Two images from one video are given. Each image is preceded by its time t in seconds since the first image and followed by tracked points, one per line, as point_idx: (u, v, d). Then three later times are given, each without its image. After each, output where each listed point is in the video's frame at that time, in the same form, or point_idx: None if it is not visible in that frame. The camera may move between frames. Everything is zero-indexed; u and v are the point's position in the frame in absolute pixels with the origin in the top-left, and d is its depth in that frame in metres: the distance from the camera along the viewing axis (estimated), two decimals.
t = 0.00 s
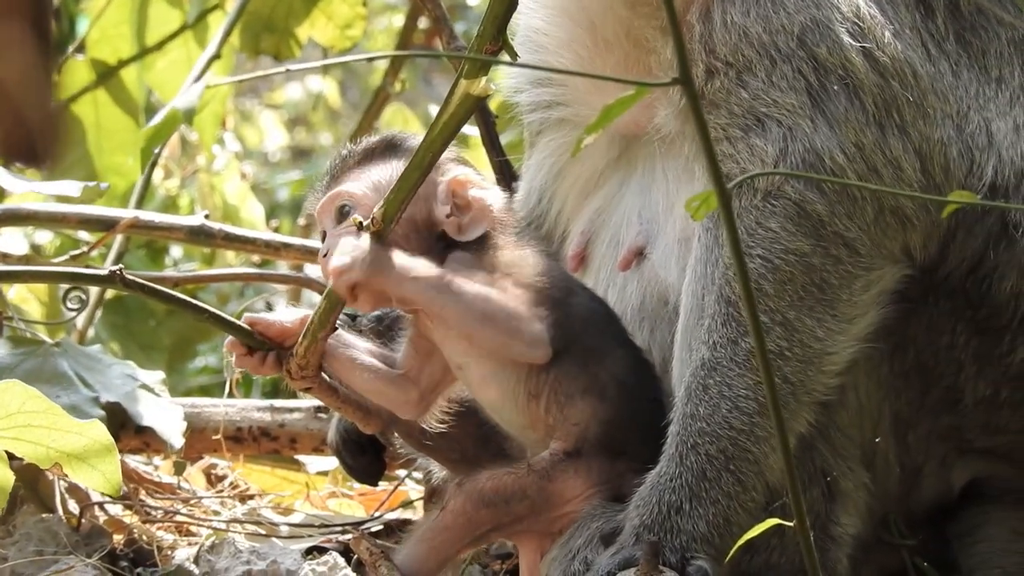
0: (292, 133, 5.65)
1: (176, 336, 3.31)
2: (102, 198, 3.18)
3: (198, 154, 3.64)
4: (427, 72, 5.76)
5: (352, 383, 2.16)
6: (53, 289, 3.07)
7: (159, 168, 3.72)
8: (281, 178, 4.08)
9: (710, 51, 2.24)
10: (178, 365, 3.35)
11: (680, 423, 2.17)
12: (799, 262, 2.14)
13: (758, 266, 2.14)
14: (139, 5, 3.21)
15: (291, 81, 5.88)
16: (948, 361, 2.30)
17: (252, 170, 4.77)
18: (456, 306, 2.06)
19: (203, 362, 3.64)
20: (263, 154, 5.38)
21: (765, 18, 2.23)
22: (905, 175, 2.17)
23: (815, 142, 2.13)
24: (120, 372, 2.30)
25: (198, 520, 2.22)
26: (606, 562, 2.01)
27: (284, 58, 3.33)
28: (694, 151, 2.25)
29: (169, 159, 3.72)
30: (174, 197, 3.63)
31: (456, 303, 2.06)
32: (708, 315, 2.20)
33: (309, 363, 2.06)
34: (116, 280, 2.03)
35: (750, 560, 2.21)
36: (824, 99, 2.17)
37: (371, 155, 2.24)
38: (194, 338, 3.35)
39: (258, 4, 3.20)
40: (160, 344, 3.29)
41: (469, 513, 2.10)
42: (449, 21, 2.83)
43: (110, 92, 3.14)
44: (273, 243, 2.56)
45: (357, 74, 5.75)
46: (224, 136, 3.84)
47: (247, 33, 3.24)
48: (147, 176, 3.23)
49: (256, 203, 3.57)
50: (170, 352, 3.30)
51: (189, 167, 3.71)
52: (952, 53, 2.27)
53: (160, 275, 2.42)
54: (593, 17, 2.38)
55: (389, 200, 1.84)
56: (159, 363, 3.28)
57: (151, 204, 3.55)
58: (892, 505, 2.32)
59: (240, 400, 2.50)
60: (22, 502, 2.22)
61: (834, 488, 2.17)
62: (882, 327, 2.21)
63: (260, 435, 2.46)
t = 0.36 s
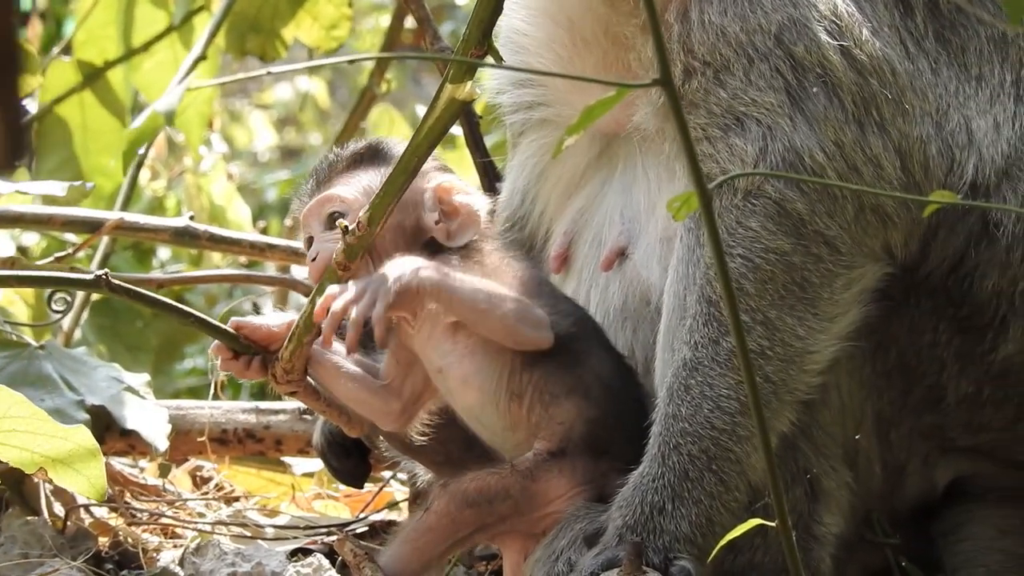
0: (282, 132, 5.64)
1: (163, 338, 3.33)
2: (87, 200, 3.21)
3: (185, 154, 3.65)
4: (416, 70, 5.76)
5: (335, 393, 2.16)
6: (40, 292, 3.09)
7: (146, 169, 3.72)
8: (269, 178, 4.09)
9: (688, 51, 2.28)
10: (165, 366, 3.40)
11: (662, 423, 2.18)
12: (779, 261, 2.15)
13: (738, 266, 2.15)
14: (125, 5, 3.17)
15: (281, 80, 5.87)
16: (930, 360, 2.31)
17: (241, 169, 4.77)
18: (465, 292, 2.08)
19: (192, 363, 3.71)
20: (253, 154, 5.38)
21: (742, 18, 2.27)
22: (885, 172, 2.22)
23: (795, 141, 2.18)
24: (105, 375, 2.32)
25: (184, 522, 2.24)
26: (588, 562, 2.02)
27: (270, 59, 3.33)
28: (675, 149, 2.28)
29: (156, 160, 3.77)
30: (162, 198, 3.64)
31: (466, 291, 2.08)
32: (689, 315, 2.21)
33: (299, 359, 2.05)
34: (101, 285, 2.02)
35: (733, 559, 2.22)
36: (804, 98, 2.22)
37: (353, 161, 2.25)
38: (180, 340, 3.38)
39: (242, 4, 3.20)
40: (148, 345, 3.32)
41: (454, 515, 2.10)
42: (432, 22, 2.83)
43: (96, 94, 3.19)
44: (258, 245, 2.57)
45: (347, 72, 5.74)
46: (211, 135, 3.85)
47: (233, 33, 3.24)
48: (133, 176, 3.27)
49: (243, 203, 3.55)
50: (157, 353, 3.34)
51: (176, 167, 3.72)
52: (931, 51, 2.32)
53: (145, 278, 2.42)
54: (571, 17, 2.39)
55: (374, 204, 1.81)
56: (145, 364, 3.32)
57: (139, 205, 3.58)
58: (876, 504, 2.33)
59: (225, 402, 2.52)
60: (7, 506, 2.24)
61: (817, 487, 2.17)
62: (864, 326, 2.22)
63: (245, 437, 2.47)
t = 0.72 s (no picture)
0: (271, 131, 5.63)
1: (153, 334, 3.31)
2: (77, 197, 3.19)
3: (174, 152, 3.65)
4: (404, 71, 5.77)
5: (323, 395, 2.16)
6: (29, 289, 3.10)
7: (135, 167, 3.72)
8: (258, 178, 4.08)
9: (677, 50, 2.29)
10: (153, 365, 3.36)
11: (653, 422, 2.18)
12: (770, 260, 2.15)
13: (729, 265, 2.14)
14: (115, 3, 3.20)
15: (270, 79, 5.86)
16: (921, 359, 2.30)
17: (231, 168, 4.75)
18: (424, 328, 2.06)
19: (180, 361, 3.71)
20: (243, 153, 5.37)
21: (731, 17, 2.27)
22: (876, 172, 2.22)
23: (785, 140, 2.18)
24: (94, 372, 2.31)
25: (173, 519, 2.23)
26: (578, 561, 2.01)
27: (259, 57, 3.33)
28: (665, 149, 2.28)
29: (145, 159, 3.77)
30: (151, 195, 3.62)
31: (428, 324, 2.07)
32: (680, 314, 2.21)
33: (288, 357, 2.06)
34: (91, 283, 2.01)
35: (723, 558, 2.21)
36: (794, 97, 2.22)
37: (340, 164, 2.26)
38: (170, 337, 3.35)
39: (232, 2, 3.21)
40: (137, 342, 3.30)
41: (444, 514, 2.11)
42: (422, 21, 2.84)
43: (86, 92, 3.17)
44: (247, 242, 2.57)
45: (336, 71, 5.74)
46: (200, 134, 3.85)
47: (222, 31, 3.25)
48: (122, 174, 3.26)
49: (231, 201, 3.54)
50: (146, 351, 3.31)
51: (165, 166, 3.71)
52: (920, 52, 2.33)
53: (134, 275, 2.41)
54: (561, 15, 2.39)
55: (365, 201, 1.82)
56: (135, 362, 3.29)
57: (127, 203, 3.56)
58: (866, 503, 2.32)
59: (215, 400, 2.52)
60: None
61: (807, 486, 2.17)
62: (854, 325, 2.22)
63: (234, 435, 2.47)
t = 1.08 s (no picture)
0: (261, 129, 5.63)
1: (139, 334, 3.33)
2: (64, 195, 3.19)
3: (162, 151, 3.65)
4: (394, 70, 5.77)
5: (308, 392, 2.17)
6: (17, 287, 3.09)
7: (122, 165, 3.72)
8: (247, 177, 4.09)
9: (665, 48, 2.30)
10: (140, 363, 3.37)
11: (640, 419, 2.18)
12: (757, 259, 2.14)
13: (716, 263, 2.14)
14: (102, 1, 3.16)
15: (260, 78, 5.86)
16: (907, 357, 2.30)
17: (220, 166, 4.75)
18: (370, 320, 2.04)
19: (169, 360, 3.67)
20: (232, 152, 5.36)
21: (718, 15, 2.27)
22: (863, 170, 2.22)
23: (773, 138, 2.18)
24: (81, 370, 2.32)
25: (160, 518, 2.24)
26: (565, 559, 2.01)
27: (246, 55, 3.33)
28: (652, 147, 2.28)
29: (133, 158, 3.73)
30: (138, 194, 3.67)
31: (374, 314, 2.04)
32: (667, 312, 2.21)
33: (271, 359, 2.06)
34: (76, 281, 2.02)
35: (709, 556, 2.21)
36: (781, 95, 2.22)
37: (319, 156, 2.26)
38: (156, 336, 3.38)
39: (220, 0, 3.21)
40: (123, 341, 3.32)
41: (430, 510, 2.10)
42: (409, 20, 2.84)
43: (73, 90, 3.11)
44: (234, 241, 2.59)
45: (326, 70, 5.73)
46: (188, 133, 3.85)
47: (210, 30, 3.25)
48: (110, 172, 3.26)
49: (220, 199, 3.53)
50: (133, 349, 3.33)
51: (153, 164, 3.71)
52: (908, 51, 2.32)
53: (122, 273, 2.42)
54: (547, 13, 2.39)
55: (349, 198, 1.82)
56: (122, 361, 3.31)
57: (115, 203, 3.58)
58: (853, 501, 2.33)
59: (202, 398, 2.52)
60: None
61: (793, 484, 2.17)
62: (841, 323, 2.22)
63: (221, 433, 2.48)
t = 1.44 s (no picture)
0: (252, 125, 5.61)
1: (129, 332, 3.31)
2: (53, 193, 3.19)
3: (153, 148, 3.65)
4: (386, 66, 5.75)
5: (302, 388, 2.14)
6: (8, 285, 3.08)
7: (112, 163, 3.72)
8: (239, 175, 4.08)
9: (657, 49, 2.29)
10: (131, 360, 3.35)
11: (630, 418, 2.18)
12: (748, 258, 2.14)
13: (708, 262, 2.13)
14: None
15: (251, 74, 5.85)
16: (897, 356, 2.30)
17: (212, 163, 4.74)
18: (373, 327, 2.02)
19: (159, 357, 3.62)
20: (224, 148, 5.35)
21: (712, 14, 2.26)
22: (855, 169, 2.22)
23: (765, 137, 2.18)
24: (71, 368, 2.32)
25: (150, 516, 2.24)
26: (554, 557, 2.02)
27: (237, 53, 3.33)
28: (645, 147, 2.28)
29: (122, 156, 3.70)
30: (128, 193, 3.65)
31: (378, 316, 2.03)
32: (658, 310, 2.20)
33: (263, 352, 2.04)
34: (68, 278, 1.99)
35: (699, 555, 2.21)
36: (773, 94, 2.22)
37: (318, 144, 2.24)
38: (147, 335, 3.35)
39: None
40: (113, 339, 3.31)
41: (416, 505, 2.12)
42: (399, 17, 2.84)
43: (63, 87, 3.13)
44: (224, 238, 2.59)
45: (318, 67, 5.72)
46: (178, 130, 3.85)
47: (200, 28, 3.25)
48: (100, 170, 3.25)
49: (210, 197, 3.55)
50: (124, 347, 3.32)
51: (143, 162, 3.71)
52: (900, 49, 2.32)
53: (112, 271, 2.44)
54: (541, 14, 2.39)
55: (341, 196, 1.81)
56: (112, 359, 3.30)
57: (104, 200, 3.58)
58: (844, 500, 2.33)
59: (192, 396, 2.52)
60: None
61: (783, 482, 2.17)
62: (832, 322, 2.21)
63: (211, 431, 2.49)
